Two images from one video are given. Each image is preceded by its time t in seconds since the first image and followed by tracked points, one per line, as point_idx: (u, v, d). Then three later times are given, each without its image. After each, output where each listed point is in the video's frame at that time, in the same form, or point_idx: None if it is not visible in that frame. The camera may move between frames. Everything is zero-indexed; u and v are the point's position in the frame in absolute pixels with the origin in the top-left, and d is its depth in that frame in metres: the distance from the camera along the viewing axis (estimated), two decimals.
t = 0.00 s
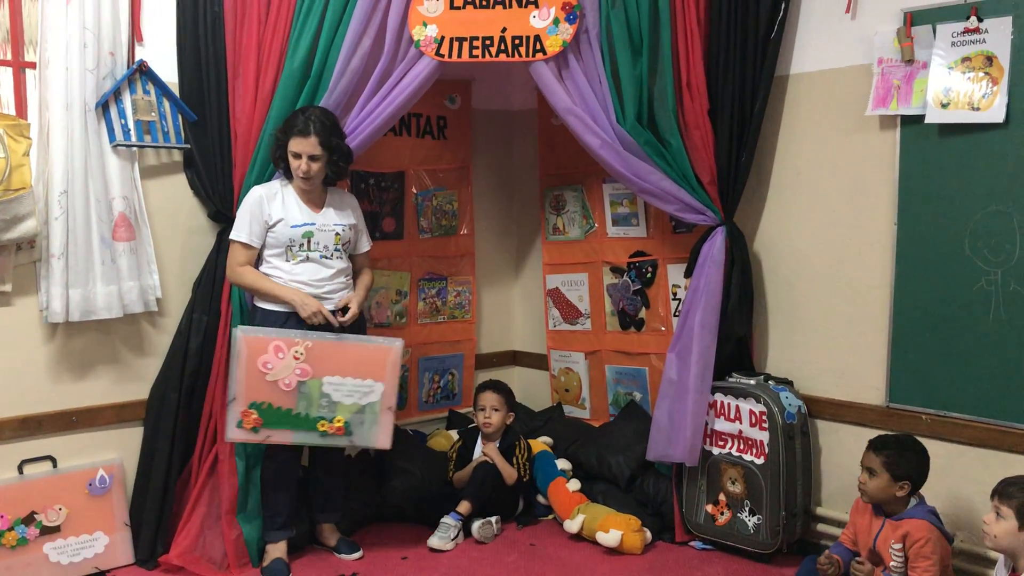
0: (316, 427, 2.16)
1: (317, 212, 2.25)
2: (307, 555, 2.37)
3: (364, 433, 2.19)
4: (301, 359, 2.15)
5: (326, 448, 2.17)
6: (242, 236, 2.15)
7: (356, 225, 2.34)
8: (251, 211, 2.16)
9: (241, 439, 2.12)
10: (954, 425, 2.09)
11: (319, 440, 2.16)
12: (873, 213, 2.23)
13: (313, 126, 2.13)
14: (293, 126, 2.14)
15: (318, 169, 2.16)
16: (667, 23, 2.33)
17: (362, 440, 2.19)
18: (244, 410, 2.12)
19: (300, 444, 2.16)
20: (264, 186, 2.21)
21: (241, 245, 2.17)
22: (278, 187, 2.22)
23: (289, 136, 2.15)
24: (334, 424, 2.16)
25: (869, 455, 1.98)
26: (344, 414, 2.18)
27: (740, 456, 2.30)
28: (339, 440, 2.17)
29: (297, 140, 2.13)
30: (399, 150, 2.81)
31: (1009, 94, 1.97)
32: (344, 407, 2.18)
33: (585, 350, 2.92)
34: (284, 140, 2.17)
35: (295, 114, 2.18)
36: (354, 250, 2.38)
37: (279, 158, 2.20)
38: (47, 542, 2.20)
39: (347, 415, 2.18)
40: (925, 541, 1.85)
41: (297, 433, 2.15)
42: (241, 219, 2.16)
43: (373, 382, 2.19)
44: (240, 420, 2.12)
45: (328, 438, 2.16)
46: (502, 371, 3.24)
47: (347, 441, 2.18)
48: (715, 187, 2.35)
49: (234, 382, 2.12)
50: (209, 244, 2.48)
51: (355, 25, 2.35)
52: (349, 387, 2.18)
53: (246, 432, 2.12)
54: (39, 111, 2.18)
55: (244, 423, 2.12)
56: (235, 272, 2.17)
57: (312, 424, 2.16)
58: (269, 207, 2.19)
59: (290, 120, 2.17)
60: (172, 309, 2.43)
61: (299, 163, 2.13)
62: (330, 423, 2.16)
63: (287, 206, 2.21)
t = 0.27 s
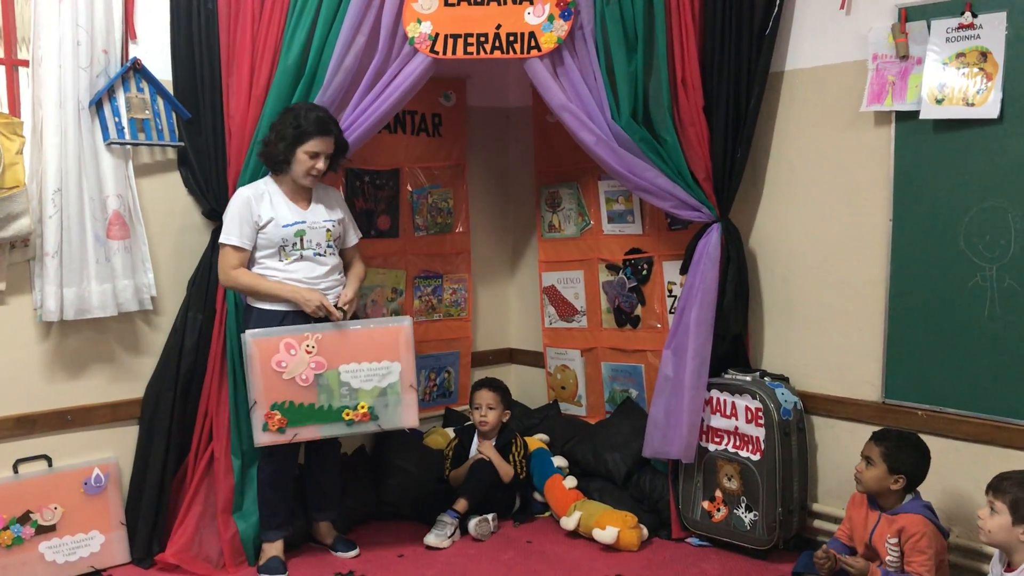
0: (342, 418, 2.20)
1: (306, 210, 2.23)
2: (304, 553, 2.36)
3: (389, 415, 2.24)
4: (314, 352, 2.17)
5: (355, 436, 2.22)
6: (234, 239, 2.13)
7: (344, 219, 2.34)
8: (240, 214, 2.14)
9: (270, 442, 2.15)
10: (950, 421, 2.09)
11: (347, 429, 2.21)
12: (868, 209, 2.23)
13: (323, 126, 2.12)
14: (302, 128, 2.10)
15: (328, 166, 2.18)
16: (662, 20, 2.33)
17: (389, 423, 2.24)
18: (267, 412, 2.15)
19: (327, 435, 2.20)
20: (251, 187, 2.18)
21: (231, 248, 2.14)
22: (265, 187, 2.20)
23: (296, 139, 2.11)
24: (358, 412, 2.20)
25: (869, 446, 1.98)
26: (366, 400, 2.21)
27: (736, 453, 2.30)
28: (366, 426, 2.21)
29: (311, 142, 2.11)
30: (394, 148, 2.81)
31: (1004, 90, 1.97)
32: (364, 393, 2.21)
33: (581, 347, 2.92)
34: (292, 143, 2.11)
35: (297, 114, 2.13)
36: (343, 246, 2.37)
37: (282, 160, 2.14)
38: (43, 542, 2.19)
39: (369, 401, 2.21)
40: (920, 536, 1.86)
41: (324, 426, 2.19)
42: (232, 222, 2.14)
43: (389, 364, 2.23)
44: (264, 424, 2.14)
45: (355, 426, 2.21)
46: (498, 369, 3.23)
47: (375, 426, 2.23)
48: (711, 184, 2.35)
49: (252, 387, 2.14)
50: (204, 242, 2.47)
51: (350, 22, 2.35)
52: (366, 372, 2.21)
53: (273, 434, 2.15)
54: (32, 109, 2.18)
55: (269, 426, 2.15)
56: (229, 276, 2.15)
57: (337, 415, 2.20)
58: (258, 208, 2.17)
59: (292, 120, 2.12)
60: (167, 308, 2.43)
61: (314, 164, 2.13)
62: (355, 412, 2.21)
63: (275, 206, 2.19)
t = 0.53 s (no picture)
0: (342, 416, 2.19)
1: (295, 208, 2.23)
2: (297, 549, 2.36)
3: (388, 416, 2.22)
4: (318, 350, 2.16)
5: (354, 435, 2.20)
6: (226, 240, 2.11)
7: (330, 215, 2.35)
8: (230, 213, 2.12)
9: (268, 435, 2.15)
10: (942, 416, 2.10)
11: (347, 428, 2.19)
12: (861, 205, 2.24)
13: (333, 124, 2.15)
14: (321, 130, 2.11)
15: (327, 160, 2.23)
16: (656, 16, 2.33)
17: (388, 425, 2.22)
18: (267, 406, 2.15)
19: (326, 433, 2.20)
20: (239, 186, 2.16)
21: (220, 247, 2.12)
22: (253, 185, 2.18)
23: (313, 139, 2.11)
24: (358, 411, 2.19)
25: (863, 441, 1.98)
26: (368, 400, 2.20)
27: (730, 448, 2.31)
28: (366, 426, 2.20)
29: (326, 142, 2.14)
30: (388, 144, 2.80)
31: (995, 86, 1.98)
32: (366, 392, 2.20)
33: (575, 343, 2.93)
34: (312, 145, 2.11)
35: (310, 112, 2.12)
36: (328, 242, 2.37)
37: (296, 160, 2.12)
38: (35, 538, 2.19)
39: (370, 400, 2.20)
40: (912, 530, 1.87)
41: (323, 423, 2.18)
42: (223, 222, 2.11)
43: (393, 364, 2.21)
44: (263, 418, 2.14)
45: (354, 426, 2.20)
46: (492, 365, 3.24)
47: (375, 426, 2.21)
48: (704, 180, 2.36)
49: (254, 380, 2.14)
50: (197, 238, 2.47)
51: (343, 18, 2.34)
52: (368, 372, 2.19)
53: (272, 428, 2.15)
54: (25, 104, 2.17)
55: (268, 419, 2.15)
56: (220, 276, 2.12)
57: (337, 413, 2.19)
58: (248, 207, 2.15)
59: (307, 120, 2.11)
60: (161, 304, 2.42)
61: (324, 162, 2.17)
62: (355, 410, 2.19)
63: (265, 205, 2.18)
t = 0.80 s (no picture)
0: (366, 419, 2.20)
1: (292, 210, 2.22)
2: (293, 546, 2.36)
3: (412, 421, 2.23)
4: (350, 351, 2.19)
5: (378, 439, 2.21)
6: (221, 237, 2.07)
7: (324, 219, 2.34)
8: (229, 209, 2.08)
9: (294, 430, 2.14)
10: (937, 411, 2.10)
11: (369, 431, 2.20)
12: (856, 201, 2.24)
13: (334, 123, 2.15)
14: (324, 127, 2.11)
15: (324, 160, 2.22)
16: (651, 12, 2.32)
17: (411, 429, 2.23)
18: (295, 402, 2.15)
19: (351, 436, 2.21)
20: (238, 183, 2.11)
21: (213, 243, 2.08)
22: (251, 182, 2.14)
23: (316, 137, 2.10)
24: (383, 415, 2.21)
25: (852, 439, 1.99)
26: (392, 405, 2.22)
27: (725, 444, 2.31)
28: (388, 431, 2.21)
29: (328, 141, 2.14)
30: (383, 140, 2.80)
31: (991, 82, 1.98)
32: (391, 397, 2.22)
33: (571, 339, 2.93)
34: (315, 142, 2.10)
35: (312, 111, 2.11)
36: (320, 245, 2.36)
37: (299, 159, 2.10)
38: (30, 536, 2.18)
39: (395, 405, 2.22)
40: (907, 525, 1.87)
41: (347, 424, 2.19)
42: (217, 219, 2.08)
43: (419, 372, 2.24)
44: (290, 413, 2.14)
45: (377, 429, 2.21)
46: (488, 361, 3.23)
47: (396, 432, 2.22)
48: (700, 176, 2.36)
49: (283, 375, 2.15)
50: (192, 235, 2.46)
51: (337, 13, 2.34)
52: (396, 378, 2.23)
53: (297, 424, 2.15)
54: (18, 100, 2.16)
55: (295, 416, 2.15)
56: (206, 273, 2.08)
57: (362, 415, 2.20)
58: (246, 206, 2.12)
59: (309, 119, 2.09)
60: (155, 300, 2.42)
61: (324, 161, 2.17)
62: (379, 414, 2.21)
63: (264, 204, 2.16)
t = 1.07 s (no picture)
0: (409, 454, 2.19)
1: (313, 219, 2.18)
2: (291, 547, 2.36)
3: (454, 454, 2.20)
4: (385, 391, 2.18)
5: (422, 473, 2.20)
6: (234, 232, 2.05)
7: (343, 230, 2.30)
8: (245, 208, 2.06)
9: (342, 474, 2.18)
10: (934, 410, 2.11)
11: (414, 465, 2.19)
12: (852, 200, 2.24)
13: (363, 132, 2.15)
14: (353, 136, 2.11)
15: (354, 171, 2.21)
16: (647, 12, 2.32)
17: (454, 461, 2.20)
18: (339, 446, 2.17)
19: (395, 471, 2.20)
20: (260, 182, 2.10)
21: (225, 235, 2.07)
22: (275, 184, 2.12)
23: (345, 146, 2.10)
24: (425, 449, 2.19)
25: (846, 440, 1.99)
26: (433, 438, 2.20)
27: (722, 444, 2.31)
28: (432, 463, 2.19)
29: (357, 149, 2.13)
30: (379, 140, 2.80)
31: (986, 81, 1.98)
32: (431, 431, 2.20)
33: (568, 339, 2.93)
34: (344, 151, 2.10)
35: (342, 120, 2.11)
36: (334, 253, 2.33)
37: (327, 167, 2.10)
38: (27, 538, 2.18)
39: (436, 439, 2.20)
40: (903, 524, 1.87)
41: (391, 461, 2.19)
42: (233, 213, 2.06)
43: (455, 404, 2.20)
44: (336, 456, 2.18)
45: (421, 463, 2.19)
46: (484, 361, 3.23)
47: (440, 463, 2.20)
48: (696, 176, 2.36)
49: (325, 422, 2.17)
50: (188, 236, 2.46)
51: (333, 14, 2.34)
52: (434, 412, 2.20)
53: (344, 467, 2.18)
54: (13, 102, 2.15)
55: (340, 459, 2.18)
56: (215, 264, 2.07)
57: (404, 451, 2.19)
58: (265, 206, 2.10)
59: (339, 127, 2.09)
60: (152, 302, 2.41)
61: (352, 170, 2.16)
62: (421, 448, 2.19)
63: (284, 210, 2.13)
